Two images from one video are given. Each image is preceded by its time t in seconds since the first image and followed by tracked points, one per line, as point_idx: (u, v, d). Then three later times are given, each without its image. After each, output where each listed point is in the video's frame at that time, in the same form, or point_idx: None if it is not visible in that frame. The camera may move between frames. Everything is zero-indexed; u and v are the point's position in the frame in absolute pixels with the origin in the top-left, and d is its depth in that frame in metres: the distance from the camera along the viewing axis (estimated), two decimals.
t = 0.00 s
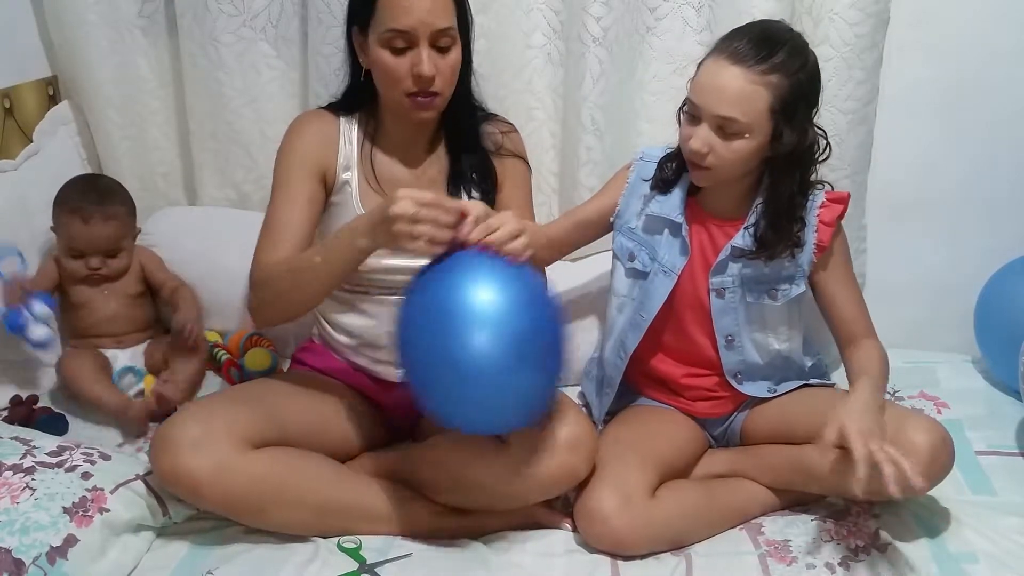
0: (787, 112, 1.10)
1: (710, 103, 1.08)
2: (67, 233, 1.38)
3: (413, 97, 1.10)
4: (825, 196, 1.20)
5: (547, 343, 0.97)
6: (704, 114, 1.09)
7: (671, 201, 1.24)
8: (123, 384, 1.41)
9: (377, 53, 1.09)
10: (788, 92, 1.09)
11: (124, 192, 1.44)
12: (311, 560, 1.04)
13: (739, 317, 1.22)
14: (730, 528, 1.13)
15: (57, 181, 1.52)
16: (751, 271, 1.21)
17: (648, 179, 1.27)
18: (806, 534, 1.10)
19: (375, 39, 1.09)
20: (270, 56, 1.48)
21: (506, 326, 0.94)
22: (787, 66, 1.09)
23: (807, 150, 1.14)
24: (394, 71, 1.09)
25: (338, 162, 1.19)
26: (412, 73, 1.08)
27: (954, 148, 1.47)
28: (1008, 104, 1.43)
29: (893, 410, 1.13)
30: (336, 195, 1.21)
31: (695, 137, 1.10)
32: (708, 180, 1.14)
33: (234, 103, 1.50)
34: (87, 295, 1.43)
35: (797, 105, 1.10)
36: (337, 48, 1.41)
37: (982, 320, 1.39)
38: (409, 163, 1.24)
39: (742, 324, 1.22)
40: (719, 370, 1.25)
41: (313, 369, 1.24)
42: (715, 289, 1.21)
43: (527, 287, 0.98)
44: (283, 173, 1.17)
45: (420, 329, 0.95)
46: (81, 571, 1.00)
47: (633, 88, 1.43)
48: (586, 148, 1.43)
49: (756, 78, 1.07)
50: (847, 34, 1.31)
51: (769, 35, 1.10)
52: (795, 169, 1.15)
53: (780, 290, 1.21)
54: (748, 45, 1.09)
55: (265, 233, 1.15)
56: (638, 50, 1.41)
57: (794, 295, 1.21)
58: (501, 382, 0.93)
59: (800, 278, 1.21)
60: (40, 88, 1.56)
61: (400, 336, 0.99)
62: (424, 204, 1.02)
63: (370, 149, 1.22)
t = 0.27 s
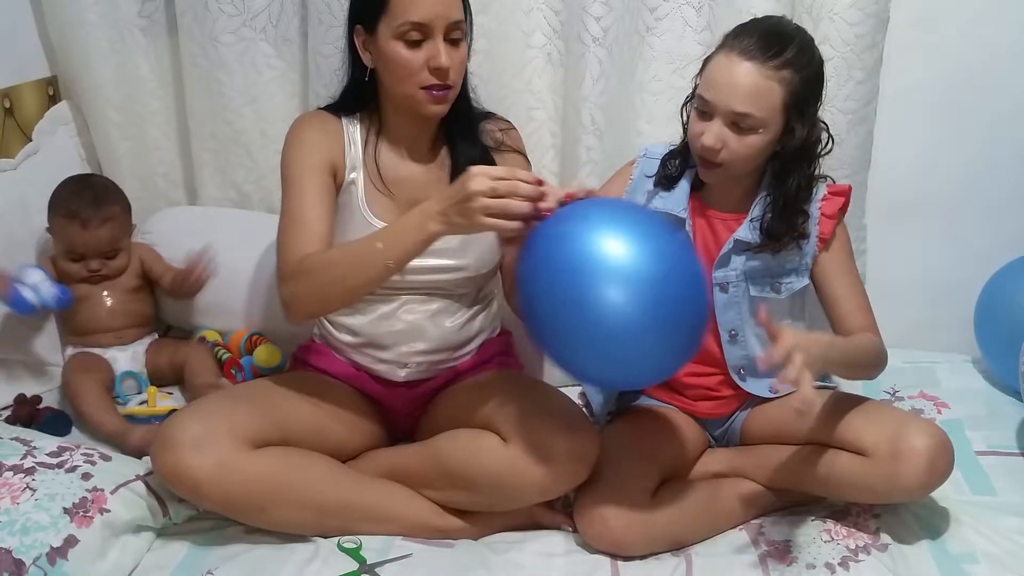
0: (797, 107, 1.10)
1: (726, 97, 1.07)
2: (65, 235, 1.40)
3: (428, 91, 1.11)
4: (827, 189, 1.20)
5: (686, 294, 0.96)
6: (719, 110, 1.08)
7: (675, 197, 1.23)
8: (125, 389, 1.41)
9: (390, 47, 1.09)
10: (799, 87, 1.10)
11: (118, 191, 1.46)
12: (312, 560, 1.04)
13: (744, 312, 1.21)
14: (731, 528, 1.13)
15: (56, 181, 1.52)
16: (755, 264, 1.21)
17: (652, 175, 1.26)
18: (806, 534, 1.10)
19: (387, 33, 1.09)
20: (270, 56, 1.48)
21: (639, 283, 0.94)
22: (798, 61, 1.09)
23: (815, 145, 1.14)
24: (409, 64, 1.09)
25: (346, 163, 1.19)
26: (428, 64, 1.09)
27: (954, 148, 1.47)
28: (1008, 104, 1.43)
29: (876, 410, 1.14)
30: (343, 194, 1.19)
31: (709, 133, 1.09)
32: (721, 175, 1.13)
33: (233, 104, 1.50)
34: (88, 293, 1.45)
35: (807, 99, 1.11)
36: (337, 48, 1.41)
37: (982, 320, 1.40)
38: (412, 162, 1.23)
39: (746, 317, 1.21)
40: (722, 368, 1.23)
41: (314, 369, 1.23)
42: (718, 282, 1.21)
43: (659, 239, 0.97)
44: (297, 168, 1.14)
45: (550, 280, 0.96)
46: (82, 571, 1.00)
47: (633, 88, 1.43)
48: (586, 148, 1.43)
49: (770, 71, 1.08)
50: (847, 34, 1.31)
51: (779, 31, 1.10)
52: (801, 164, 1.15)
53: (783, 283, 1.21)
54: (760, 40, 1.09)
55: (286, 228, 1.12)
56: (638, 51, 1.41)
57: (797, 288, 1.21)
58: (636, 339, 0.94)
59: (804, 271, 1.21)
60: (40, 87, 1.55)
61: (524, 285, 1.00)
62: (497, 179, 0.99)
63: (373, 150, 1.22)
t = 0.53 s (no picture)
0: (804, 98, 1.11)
1: (740, 90, 1.07)
2: (55, 244, 1.39)
3: (435, 88, 1.11)
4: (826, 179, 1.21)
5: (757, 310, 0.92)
6: (733, 103, 1.08)
7: (678, 195, 1.23)
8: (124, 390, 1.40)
9: (398, 43, 1.09)
10: (805, 79, 1.10)
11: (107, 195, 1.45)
12: (312, 560, 1.04)
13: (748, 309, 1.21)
14: (731, 528, 1.13)
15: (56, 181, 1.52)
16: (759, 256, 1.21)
17: (654, 175, 1.27)
18: (806, 533, 1.10)
19: (394, 30, 1.09)
20: (270, 56, 1.48)
21: (705, 291, 0.90)
22: (805, 53, 1.10)
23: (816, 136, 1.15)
24: (417, 61, 1.09)
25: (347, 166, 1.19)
26: (439, 59, 1.09)
27: (954, 148, 1.47)
28: (1008, 104, 1.43)
29: (873, 406, 1.14)
30: (344, 198, 1.20)
31: (723, 128, 1.08)
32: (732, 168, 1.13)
33: (233, 104, 1.50)
34: (83, 299, 1.44)
35: (811, 91, 1.12)
36: (337, 49, 1.41)
37: (982, 320, 1.40)
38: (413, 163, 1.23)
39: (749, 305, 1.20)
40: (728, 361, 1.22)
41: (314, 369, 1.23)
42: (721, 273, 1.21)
43: (730, 248, 0.94)
44: (294, 170, 1.14)
45: (615, 288, 0.94)
46: (82, 571, 1.00)
47: (633, 88, 1.43)
48: (586, 148, 1.44)
49: (782, 63, 1.08)
50: (847, 34, 1.31)
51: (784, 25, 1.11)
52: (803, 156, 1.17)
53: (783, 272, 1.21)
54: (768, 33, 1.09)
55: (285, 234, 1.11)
56: (638, 51, 1.41)
57: (798, 278, 1.20)
58: (700, 349, 0.90)
59: (805, 261, 1.21)
60: (40, 88, 1.55)
61: (592, 294, 0.98)
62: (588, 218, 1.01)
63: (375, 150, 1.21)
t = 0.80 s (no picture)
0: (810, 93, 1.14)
1: (755, 89, 1.08)
2: (58, 247, 1.38)
3: (429, 101, 1.10)
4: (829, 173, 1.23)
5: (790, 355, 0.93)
6: (750, 101, 1.09)
7: (686, 196, 1.23)
8: (122, 386, 1.40)
9: (390, 57, 1.08)
10: (812, 75, 1.13)
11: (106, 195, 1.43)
12: (311, 560, 1.04)
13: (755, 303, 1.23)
14: (730, 527, 1.13)
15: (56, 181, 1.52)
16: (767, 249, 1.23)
17: (662, 178, 1.25)
18: (806, 533, 1.10)
19: (387, 41, 1.08)
20: (270, 56, 1.48)
21: (743, 326, 0.92)
22: (810, 50, 1.12)
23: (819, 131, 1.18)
24: (407, 75, 1.08)
25: (342, 169, 1.19)
26: (429, 76, 1.08)
27: (954, 148, 1.47)
28: (1008, 104, 1.44)
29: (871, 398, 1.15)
30: (340, 201, 1.20)
31: (742, 126, 1.10)
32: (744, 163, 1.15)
33: (233, 104, 1.50)
34: (86, 301, 1.43)
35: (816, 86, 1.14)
36: (337, 49, 1.41)
37: (982, 320, 1.40)
38: (412, 165, 1.23)
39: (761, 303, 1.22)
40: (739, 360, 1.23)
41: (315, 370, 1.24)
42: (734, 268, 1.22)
43: (768, 282, 0.95)
44: (282, 173, 1.15)
45: (654, 324, 0.96)
46: (81, 571, 1.00)
47: (633, 88, 1.43)
48: (586, 149, 1.44)
49: (789, 60, 1.09)
50: (847, 34, 1.31)
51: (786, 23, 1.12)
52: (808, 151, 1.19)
53: (794, 267, 1.22)
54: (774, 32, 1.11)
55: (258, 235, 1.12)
56: (638, 51, 1.41)
57: (807, 271, 1.23)
58: (741, 385, 0.91)
59: (813, 254, 1.23)
60: (40, 88, 1.56)
61: (632, 324, 1.00)
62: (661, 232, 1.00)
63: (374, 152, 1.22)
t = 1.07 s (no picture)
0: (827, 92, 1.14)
1: (775, 89, 1.09)
2: (67, 262, 1.37)
3: (402, 125, 1.07)
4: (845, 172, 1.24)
5: (821, 369, 0.97)
6: (771, 103, 1.09)
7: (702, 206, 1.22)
8: (125, 389, 1.40)
9: (371, 80, 1.07)
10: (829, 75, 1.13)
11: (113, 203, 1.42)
12: (312, 560, 1.04)
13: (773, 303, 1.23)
14: (730, 526, 1.13)
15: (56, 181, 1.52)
16: (788, 250, 1.22)
17: (678, 189, 1.24)
18: (806, 533, 1.10)
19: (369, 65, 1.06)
20: (270, 56, 1.48)
21: (778, 339, 0.96)
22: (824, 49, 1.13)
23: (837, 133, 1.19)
24: (385, 101, 1.06)
25: (335, 168, 1.19)
26: (400, 106, 1.04)
27: (954, 148, 1.47)
28: (1009, 103, 1.44)
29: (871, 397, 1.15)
30: (334, 201, 1.19)
31: (765, 127, 1.10)
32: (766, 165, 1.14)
33: (233, 104, 1.50)
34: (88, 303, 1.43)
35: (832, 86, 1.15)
36: (338, 49, 1.41)
37: (982, 321, 1.40)
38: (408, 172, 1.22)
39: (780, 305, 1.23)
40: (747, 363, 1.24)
41: (314, 369, 1.25)
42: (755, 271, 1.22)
43: (802, 300, 1.00)
44: (273, 174, 1.15)
45: (692, 335, 1.01)
46: (81, 571, 1.00)
47: (633, 88, 1.42)
48: (586, 149, 1.43)
49: (805, 60, 1.10)
50: (847, 34, 1.31)
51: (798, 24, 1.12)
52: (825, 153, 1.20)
53: (813, 268, 1.23)
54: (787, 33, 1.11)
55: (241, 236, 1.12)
56: (638, 51, 1.41)
57: (826, 271, 1.23)
58: (771, 396, 0.95)
59: (831, 254, 1.23)
60: (40, 88, 1.56)
61: (671, 340, 1.05)
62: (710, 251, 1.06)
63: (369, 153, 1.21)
